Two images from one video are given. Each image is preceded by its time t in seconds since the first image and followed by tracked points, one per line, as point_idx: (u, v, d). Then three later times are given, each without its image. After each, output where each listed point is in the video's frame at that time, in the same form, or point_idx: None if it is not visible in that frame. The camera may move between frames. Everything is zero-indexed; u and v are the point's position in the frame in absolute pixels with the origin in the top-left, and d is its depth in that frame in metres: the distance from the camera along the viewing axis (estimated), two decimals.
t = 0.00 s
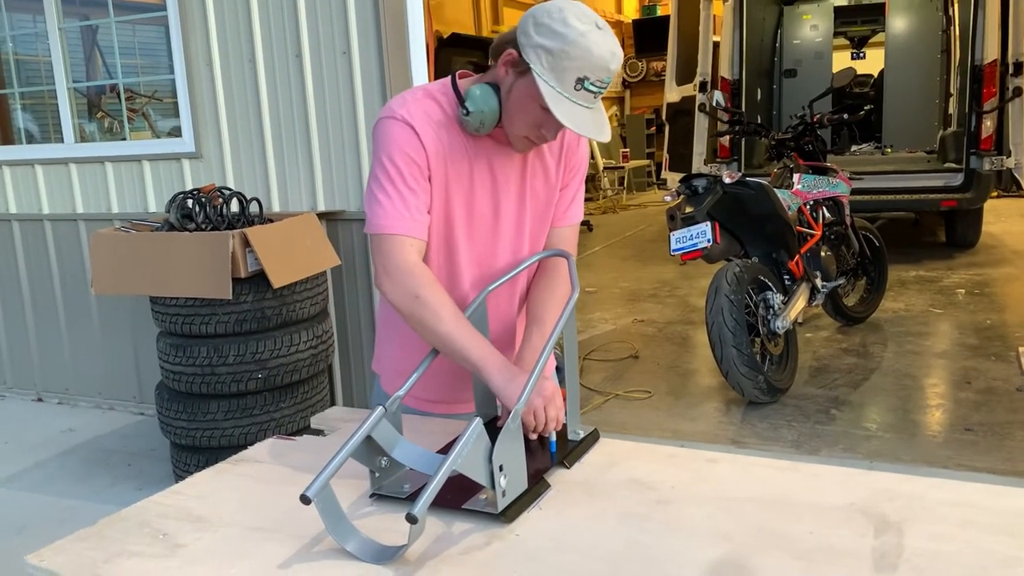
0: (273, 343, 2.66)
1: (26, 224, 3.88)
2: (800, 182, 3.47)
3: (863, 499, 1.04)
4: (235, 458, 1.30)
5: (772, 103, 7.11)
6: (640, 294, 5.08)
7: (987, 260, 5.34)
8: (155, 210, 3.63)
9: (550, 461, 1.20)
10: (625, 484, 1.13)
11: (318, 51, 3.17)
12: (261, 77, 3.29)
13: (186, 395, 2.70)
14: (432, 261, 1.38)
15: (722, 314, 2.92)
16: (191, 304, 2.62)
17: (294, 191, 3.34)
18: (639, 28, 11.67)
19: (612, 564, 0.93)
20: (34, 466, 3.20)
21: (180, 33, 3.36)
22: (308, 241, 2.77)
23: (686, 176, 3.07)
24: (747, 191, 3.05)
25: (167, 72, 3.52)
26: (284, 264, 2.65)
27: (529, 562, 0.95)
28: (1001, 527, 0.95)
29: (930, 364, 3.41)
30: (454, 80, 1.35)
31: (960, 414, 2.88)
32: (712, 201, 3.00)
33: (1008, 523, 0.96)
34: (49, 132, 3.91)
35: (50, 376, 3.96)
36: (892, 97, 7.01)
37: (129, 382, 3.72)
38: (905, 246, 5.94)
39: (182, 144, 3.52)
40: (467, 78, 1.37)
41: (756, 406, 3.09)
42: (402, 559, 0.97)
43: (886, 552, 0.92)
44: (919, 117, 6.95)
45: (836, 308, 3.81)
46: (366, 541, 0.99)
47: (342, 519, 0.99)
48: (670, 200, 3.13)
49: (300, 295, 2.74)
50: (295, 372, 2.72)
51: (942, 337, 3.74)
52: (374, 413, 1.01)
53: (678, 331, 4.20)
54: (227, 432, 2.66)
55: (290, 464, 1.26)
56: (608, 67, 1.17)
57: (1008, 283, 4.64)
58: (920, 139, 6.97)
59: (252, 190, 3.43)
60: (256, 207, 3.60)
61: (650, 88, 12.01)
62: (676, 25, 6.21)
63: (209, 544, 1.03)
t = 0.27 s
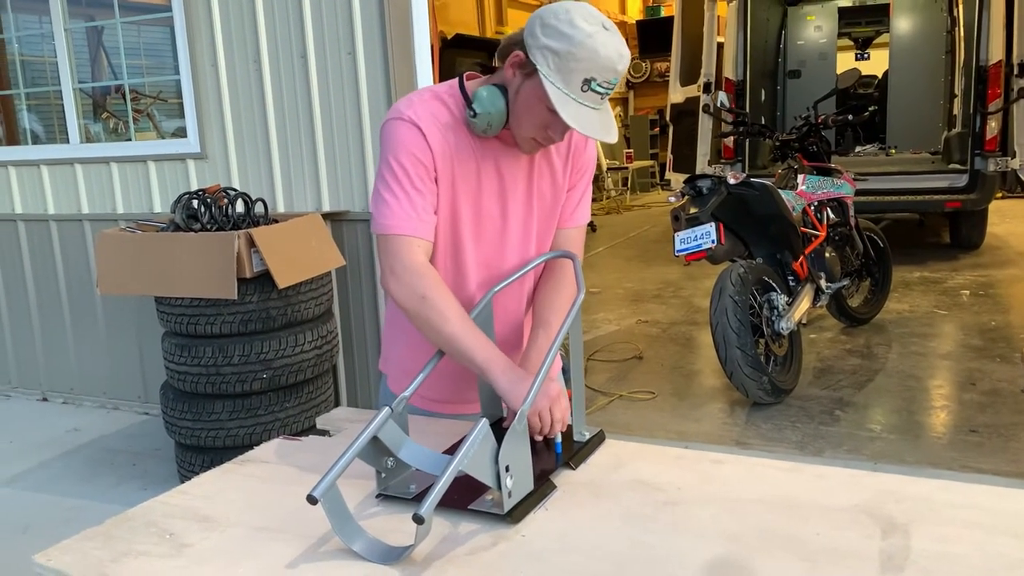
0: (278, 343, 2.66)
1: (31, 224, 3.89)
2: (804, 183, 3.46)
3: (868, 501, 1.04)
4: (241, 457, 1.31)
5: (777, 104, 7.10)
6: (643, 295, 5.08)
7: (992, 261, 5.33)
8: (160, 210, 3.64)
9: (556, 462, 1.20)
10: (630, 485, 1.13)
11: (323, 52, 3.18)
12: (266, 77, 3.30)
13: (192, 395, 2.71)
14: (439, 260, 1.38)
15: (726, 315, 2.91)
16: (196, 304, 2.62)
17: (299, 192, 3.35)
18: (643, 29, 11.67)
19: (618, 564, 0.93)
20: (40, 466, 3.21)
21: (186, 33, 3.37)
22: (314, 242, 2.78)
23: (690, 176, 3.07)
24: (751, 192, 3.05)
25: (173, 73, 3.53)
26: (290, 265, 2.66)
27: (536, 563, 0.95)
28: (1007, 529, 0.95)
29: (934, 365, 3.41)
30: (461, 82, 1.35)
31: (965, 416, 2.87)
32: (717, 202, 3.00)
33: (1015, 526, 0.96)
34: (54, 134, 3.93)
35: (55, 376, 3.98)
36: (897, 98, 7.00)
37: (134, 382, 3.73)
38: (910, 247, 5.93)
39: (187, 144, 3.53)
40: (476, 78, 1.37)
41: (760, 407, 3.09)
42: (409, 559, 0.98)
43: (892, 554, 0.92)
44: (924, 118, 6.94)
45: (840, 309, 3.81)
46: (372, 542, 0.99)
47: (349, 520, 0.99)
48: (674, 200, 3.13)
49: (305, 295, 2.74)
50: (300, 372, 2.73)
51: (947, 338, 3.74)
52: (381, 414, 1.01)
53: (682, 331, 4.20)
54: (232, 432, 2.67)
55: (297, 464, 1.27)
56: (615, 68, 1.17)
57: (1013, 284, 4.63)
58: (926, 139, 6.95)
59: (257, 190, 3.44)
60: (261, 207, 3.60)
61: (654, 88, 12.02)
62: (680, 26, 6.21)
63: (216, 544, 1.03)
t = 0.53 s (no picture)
0: (282, 344, 2.66)
1: (35, 224, 3.89)
2: (809, 183, 3.45)
3: (874, 501, 1.03)
4: (245, 458, 1.30)
5: (780, 104, 7.09)
6: (647, 295, 5.07)
7: (996, 261, 5.31)
8: (164, 211, 3.64)
9: (561, 462, 1.19)
10: (635, 486, 1.13)
11: (327, 53, 3.18)
12: (269, 78, 3.30)
13: (195, 396, 2.71)
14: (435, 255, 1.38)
15: (730, 316, 2.91)
16: (200, 305, 2.63)
17: (302, 192, 3.35)
18: (646, 29, 11.66)
19: (623, 565, 0.93)
20: (43, 467, 3.21)
21: (189, 35, 3.37)
22: (317, 242, 2.78)
23: (694, 177, 3.05)
24: (755, 192, 3.05)
25: (176, 74, 3.53)
26: (297, 266, 2.67)
27: (541, 564, 0.94)
28: (1015, 530, 0.94)
29: (939, 366, 3.40)
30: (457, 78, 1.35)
31: (970, 416, 2.86)
32: (721, 202, 2.99)
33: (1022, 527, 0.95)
34: (58, 135, 3.93)
35: (59, 376, 3.98)
36: (901, 98, 6.99)
37: (137, 382, 3.74)
38: (914, 247, 5.91)
39: (190, 145, 3.53)
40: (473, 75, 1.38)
41: (764, 408, 3.09)
42: (413, 560, 0.97)
43: (899, 554, 0.91)
44: (927, 118, 6.92)
45: (844, 309, 3.80)
46: (377, 543, 0.99)
47: (353, 520, 0.99)
48: (678, 201, 3.12)
49: (309, 296, 2.74)
50: (303, 373, 2.73)
51: (952, 339, 3.73)
52: (385, 414, 1.01)
53: (686, 332, 4.19)
54: (236, 433, 2.67)
55: (301, 465, 1.26)
56: (598, 46, 1.16)
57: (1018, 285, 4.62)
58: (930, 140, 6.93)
59: (261, 191, 3.44)
60: (265, 208, 3.60)
61: (657, 89, 12.01)
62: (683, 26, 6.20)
63: (221, 545, 1.03)
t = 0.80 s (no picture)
0: (285, 344, 2.66)
1: (38, 225, 3.89)
2: (812, 182, 3.45)
3: (881, 501, 1.03)
4: (248, 458, 1.30)
5: (783, 103, 7.08)
6: (650, 295, 5.07)
7: (1000, 260, 5.30)
8: (166, 211, 3.64)
9: (565, 462, 1.19)
10: (640, 485, 1.12)
11: (330, 53, 3.18)
12: (272, 78, 3.30)
13: (198, 396, 2.71)
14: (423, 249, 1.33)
15: (734, 315, 2.90)
16: (202, 305, 2.62)
17: (305, 192, 3.35)
18: (649, 28, 11.64)
19: (629, 565, 0.92)
20: (46, 467, 3.21)
21: (192, 35, 3.37)
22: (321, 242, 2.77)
23: (697, 176, 3.05)
24: (759, 191, 3.04)
25: (179, 74, 3.53)
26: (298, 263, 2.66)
27: (546, 564, 0.94)
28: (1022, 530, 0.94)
29: (943, 365, 3.39)
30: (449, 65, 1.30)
31: (974, 415, 2.85)
32: (724, 201, 2.98)
33: None
34: (61, 135, 3.93)
35: (62, 377, 3.98)
36: (903, 97, 6.97)
37: (140, 382, 3.74)
38: (917, 246, 5.90)
39: (193, 145, 3.53)
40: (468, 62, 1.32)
41: (768, 407, 3.08)
42: (418, 560, 0.97)
43: (906, 554, 0.91)
44: (930, 117, 6.91)
45: (847, 308, 3.80)
46: (381, 542, 0.99)
47: (357, 520, 0.99)
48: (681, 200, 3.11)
49: (312, 296, 2.74)
50: (306, 373, 2.72)
51: (955, 338, 3.71)
52: (389, 414, 1.01)
53: (689, 331, 4.18)
54: (239, 433, 2.67)
55: (304, 465, 1.26)
56: None
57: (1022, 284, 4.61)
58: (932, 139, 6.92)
59: (263, 191, 3.44)
60: (267, 207, 3.60)
61: (660, 88, 12.00)
62: (685, 26, 6.19)
63: (224, 545, 1.02)
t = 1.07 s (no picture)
0: (287, 345, 2.66)
1: (40, 226, 3.89)
2: (815, 183, 3.43)
3: (884, 501, 1.02)
4: (251, 459, 1.30)
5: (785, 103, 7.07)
6: (652, 295, 5.06)
7: (1003, 260, 5.28)
8: (169, 212, 3.64)
9: (568, 463, 1.18)
10: (644, 486, 1.12)
11: (331, 54, 3.17)
12: (274, 78, 3.30)
13: (201, 397, 2.71)
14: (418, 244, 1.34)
15: (736, 316, 2.90)
16: (205, 306, 2.63)
17: (307, 193, 3.35)
18: (650, 28, 11.63)
19: (632, 566, 0.92)
20: (49, 468, 3.21)
21: (194, 36, 3.38)
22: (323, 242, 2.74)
23: (700, 176, 3.05)
24: (762, 192, 3.04)
25: (181, 75, 3.53)
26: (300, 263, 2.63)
27: (550, 566, 0.94)
28: None
29: (946, 365, 3.38)
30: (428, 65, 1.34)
31: (977, 416, 2.85)
32: (726, 202, 2.99)
33: None
34: (63, 137, 3.93)
35: (65, 378, 3.99)
36: (907, 98, 6.96)
37: (143, 383, 3.74)
38: (920, 246, 5.88)
39: (195, 145, 3.53)
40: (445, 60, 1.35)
41: (771, 408, 3.07)
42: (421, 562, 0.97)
43: (911, 555, 0.90)
44: (934, 118, 6.90)
45: (851, 309, 3.79)
46: (384, 545, 0.98)
47: (359, 521, 0.98)
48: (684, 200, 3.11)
49: (314, 296, 2.74)
50: (308, 374, 2.72)
51: (959, 338, 3.71)
52: (391, 415, 1.01)
53: (691, 332, 4.18)
54: (241, 434, 2.67)
55: (307, 466, 1.26)
56: None
57: None
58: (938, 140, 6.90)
59: (265, 192, 3.43)
60: (270, 208, 3.60)
61: (661, 88, 12.00)
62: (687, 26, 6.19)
63: (227, 546, 1.02)
